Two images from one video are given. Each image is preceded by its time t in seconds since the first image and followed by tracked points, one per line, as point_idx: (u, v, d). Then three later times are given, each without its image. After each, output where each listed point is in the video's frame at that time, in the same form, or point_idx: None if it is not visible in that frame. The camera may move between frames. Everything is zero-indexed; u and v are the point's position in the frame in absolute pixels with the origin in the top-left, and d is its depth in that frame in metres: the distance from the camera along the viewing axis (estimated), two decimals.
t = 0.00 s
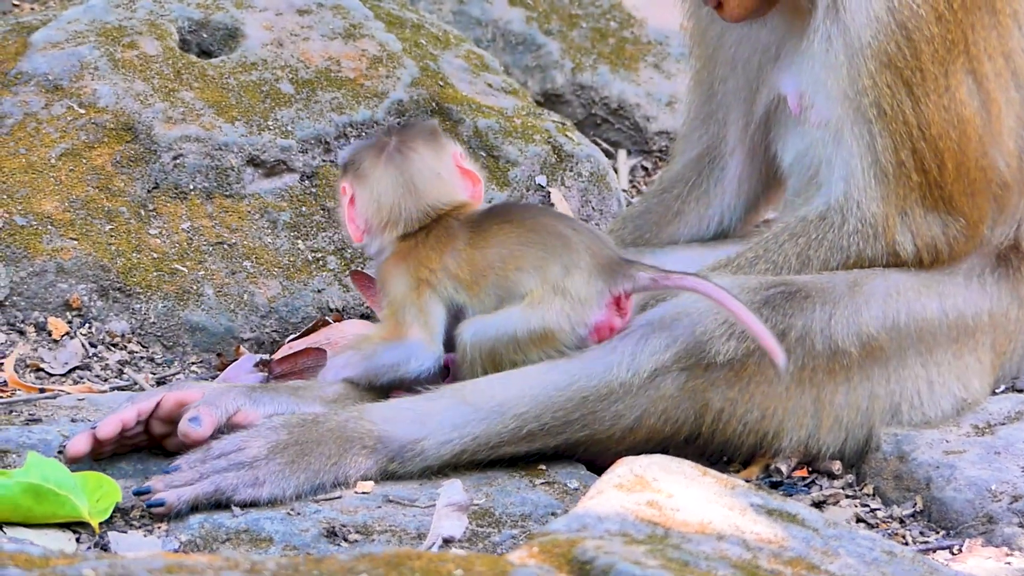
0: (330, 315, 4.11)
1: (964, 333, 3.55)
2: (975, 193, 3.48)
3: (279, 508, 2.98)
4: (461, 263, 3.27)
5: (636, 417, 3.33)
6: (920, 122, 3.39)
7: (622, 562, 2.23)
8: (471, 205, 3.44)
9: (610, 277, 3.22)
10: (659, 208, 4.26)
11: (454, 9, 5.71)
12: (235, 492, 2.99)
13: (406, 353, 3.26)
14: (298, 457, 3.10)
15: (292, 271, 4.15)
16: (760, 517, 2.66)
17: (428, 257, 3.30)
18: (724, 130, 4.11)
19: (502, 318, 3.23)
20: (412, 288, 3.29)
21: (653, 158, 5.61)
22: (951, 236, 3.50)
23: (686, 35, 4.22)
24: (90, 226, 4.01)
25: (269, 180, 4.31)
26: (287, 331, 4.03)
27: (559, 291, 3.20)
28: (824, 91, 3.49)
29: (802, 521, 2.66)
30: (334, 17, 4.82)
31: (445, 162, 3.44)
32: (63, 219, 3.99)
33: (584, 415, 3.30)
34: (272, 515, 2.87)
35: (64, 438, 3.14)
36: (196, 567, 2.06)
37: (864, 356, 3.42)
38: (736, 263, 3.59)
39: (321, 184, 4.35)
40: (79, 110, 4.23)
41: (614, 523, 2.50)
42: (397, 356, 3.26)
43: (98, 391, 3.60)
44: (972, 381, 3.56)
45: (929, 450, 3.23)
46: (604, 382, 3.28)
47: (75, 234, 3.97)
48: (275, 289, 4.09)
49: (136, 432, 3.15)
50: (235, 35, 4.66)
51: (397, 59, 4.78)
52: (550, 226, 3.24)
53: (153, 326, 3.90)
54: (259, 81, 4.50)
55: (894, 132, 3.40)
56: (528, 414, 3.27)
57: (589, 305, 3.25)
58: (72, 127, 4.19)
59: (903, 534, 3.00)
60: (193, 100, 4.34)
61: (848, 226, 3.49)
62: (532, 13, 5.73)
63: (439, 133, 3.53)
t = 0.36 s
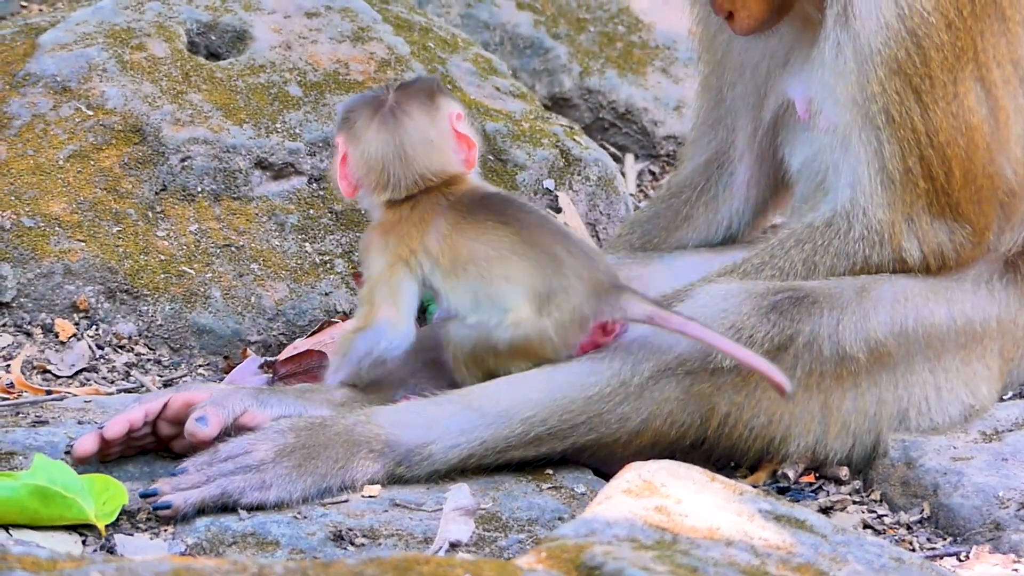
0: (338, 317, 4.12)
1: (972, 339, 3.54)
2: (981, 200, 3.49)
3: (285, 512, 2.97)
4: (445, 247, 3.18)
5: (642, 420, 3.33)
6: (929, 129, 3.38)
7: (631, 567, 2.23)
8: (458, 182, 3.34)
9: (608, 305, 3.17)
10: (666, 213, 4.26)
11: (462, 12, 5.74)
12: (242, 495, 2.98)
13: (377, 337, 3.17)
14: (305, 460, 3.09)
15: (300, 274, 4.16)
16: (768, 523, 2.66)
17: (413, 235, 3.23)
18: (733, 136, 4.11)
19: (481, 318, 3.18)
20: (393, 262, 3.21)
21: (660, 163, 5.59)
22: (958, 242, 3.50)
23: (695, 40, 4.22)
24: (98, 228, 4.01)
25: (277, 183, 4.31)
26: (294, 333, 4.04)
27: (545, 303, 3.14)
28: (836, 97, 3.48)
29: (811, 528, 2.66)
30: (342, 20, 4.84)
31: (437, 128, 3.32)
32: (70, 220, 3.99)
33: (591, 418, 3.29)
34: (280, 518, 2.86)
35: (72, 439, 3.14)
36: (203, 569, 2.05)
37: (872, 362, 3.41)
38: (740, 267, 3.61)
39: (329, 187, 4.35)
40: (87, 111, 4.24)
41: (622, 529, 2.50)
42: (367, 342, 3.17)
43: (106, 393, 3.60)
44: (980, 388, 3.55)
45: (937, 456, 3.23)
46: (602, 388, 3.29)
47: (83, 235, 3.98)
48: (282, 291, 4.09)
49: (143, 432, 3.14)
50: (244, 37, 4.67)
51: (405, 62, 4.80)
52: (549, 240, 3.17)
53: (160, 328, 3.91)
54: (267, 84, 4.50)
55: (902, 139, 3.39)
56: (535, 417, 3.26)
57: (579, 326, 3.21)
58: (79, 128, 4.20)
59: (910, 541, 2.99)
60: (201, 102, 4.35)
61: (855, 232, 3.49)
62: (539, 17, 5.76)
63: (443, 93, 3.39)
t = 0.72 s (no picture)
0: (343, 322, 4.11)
1: (977, 346, 3.53)
2: (986, 207, 3.49)
3: (291, 517, 2.97)
4: (464, 244, 3.29)
5: (649, 425, 3.32)
6: (934, 135, 3.39)
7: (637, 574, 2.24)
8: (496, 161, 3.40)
9: (615, 314, 3.25)
10: (670, 220, 4.28)
11: (468, 18, 5.85)
12: (249, 501, 2.99)
13: (388, 317, 3.31)
14: (312, 466, 3.10)
15: (306, 279, 4.15)
16: (776, 529, 2.66)
17: (437, 224, 3.35)
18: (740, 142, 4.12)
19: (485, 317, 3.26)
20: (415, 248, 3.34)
21: (664, 169, 5.60)
22: (963, 248, 3.51)
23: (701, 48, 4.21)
24: (104, 233, 4.04)
25: (284, 188, 4.31)
26: (300, 339, 4.05)
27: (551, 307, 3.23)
28: (840, 104, 3.46)
29: (817, 534, 2.67)
30: (347, 27, 4.82)
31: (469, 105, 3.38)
32: (77, 225, 4.03)
33: (597, 423, 3.29)
34: (287, 523, 2.87)
35: (78, 443, 3.15)
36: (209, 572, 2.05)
37: (879, 369, 3.41)
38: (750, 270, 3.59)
39: (334, 193, 4.35)
40: (94, 116, 4.29)
41: (630, 534, 2.50)
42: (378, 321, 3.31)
43: (112, 398, 3.62)
44: (985, 394, 3.54)
45: (942, 463, 3.23)
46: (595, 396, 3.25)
47: (90, 240, 4.01)
48: (288, 297, 4.08)
49: (150, 438, 3.15)
50: (250, 43, 4.69)
51: (410, 69, 4.78)
52: (563, 245, 3.22)
53: (167, 333, 3.91)
54: (273, 89, 4.52)
55: (907, 146, 3.40)
56: (542, 422, 3.27)
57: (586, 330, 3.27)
58: (86, 133, 4.25)
59: (916, 547, 2.99)
60: (208, 108, 4.38)
61: (860, 239, 3.50)
62: (544, 23, 5.80)
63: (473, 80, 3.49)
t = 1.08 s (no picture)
0: (348, 330, 4.11)
1: (982, 347, 3.53)
2: (986, 211, 3.48)
3: (297, 525, 2.99)
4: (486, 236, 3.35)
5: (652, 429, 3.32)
6: (933, 137, 3.38)
7: None
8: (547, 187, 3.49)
9: (589, 341, 3.23)
10: (673, 226, 4.30)
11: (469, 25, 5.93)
12: (254, 510, 2.99)
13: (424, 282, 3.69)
14: (317, 474, 3.10)
15: (309, 287, 4.16)
16: (782, 534, 2.64)
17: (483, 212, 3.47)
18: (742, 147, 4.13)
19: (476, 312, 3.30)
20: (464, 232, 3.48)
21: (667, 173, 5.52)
22: (964, 250, 3.49)
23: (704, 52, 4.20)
24: (107, 242, 4.03)
25: (286, 196, 4.32)
26: (305, 347, 4.04)
27: (532, 318, 3.22)
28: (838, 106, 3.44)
29: (823, 538, 2.66)
30: (350, 33, 4.86)
31: (523, 131, 3.56)
32: (79, 235, 4.02)
33: (601, 428, 3.28)
34: (292, 532, 2.87)
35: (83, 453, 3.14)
36: None
37: (882, 372, 3.40)
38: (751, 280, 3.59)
39: (338, 200, 4.36)
40: (96, 126, 4.28)
41: (636, 540, 2.50)
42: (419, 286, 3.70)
43: (116, 408, 3.62)
44: (991, 396, 3.53)
45: (948, 465, 3.22)
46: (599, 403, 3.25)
47: (93, 250, 4.01)
48: (292, 305, 4.09)
49: (155, 446, 3.15)
50: (252, 51, 4.69)
51: (412, 74, 4.79)
52: (558, 260, 3.18)
53: (170, 343, 3.90)
54: (275, 97, 4.52)
55: (908, 148, 3.38)
56: (545, 429, 3.26)
57: (557, 350, 3.27)
58: (88, 143, 4.24)
59: (922, 550, 2.98)
60: (210, 116, 4.37)
61: (860, 242, 3.47)
62: (546, 28, 5.87)
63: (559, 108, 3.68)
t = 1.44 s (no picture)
0: (337, 336, 4.14)
1: (969, 350, 3.53)
2: (970, 213, 3.47)
3: (286, 529, 2.98)
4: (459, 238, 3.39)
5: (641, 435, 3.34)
6: (917, 139, 3.37)
7: None
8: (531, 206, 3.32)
9: (521, 360, 3.21)
10: (661, 229, 4.28)
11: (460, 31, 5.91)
12: (243, 514, 2.99)
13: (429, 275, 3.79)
14: (306, 478, 3.10)
15: (299, 292, 4.17)
16: (768, 538, 2.64)
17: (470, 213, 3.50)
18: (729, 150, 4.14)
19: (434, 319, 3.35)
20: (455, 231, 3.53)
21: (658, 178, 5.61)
22: (948, 253, 3.48)
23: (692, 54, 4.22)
24: (96, 247, 4.05)
25: (276, 201, 4.32)
26: (294, 351, 4.06)
27: (475, 330, 3.24)
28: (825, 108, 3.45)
29: (810, 542, 2.66)
30: (340, 39, 4.84)
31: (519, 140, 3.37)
32: (69, 239, 4.03)
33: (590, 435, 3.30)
34: (280, 536, 2.86)
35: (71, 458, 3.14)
36: None
37: (870, 376, 3.41)
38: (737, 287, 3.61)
39: (328, 205, 4.38)
40: (86, 131, 4.29)
41: (622, 544, 2.49)
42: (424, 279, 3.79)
43: (105, 412, 3.65)
44: (979, 400, 3.53)
45: (936, 470, 3.22)
46: (579, 412, 3.24)
47: (82, 254, 4.02)
48: (281, 309, 4.09)
49: (143, 450, 3.15)
50: (242, 56, 4.69)
51: (403, 80, 4.77)
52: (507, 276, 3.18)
53: (160, 347, 3.91)
54: (265, 102, 4.52)
55: (892, 151, 3.38)
56: (535, 435, 3.27)
57: (492, 364, 3.27)
58: (78, 148, 4.26)
59: (910, 554, 2.98)
60: (200, 121, 4.38)
61: (844, 245, 3.48)
62: (537, 33, 5.86)
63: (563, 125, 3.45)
